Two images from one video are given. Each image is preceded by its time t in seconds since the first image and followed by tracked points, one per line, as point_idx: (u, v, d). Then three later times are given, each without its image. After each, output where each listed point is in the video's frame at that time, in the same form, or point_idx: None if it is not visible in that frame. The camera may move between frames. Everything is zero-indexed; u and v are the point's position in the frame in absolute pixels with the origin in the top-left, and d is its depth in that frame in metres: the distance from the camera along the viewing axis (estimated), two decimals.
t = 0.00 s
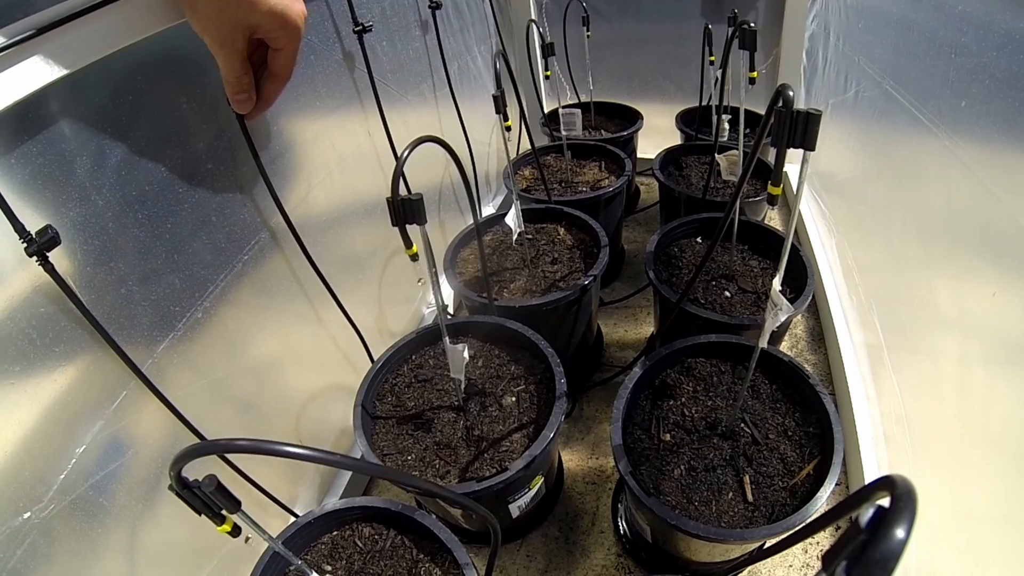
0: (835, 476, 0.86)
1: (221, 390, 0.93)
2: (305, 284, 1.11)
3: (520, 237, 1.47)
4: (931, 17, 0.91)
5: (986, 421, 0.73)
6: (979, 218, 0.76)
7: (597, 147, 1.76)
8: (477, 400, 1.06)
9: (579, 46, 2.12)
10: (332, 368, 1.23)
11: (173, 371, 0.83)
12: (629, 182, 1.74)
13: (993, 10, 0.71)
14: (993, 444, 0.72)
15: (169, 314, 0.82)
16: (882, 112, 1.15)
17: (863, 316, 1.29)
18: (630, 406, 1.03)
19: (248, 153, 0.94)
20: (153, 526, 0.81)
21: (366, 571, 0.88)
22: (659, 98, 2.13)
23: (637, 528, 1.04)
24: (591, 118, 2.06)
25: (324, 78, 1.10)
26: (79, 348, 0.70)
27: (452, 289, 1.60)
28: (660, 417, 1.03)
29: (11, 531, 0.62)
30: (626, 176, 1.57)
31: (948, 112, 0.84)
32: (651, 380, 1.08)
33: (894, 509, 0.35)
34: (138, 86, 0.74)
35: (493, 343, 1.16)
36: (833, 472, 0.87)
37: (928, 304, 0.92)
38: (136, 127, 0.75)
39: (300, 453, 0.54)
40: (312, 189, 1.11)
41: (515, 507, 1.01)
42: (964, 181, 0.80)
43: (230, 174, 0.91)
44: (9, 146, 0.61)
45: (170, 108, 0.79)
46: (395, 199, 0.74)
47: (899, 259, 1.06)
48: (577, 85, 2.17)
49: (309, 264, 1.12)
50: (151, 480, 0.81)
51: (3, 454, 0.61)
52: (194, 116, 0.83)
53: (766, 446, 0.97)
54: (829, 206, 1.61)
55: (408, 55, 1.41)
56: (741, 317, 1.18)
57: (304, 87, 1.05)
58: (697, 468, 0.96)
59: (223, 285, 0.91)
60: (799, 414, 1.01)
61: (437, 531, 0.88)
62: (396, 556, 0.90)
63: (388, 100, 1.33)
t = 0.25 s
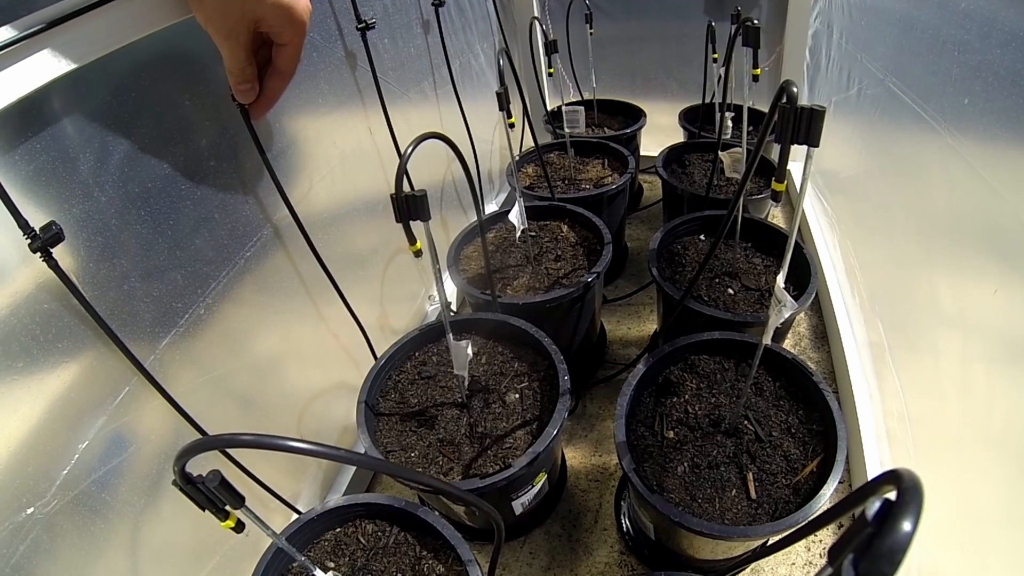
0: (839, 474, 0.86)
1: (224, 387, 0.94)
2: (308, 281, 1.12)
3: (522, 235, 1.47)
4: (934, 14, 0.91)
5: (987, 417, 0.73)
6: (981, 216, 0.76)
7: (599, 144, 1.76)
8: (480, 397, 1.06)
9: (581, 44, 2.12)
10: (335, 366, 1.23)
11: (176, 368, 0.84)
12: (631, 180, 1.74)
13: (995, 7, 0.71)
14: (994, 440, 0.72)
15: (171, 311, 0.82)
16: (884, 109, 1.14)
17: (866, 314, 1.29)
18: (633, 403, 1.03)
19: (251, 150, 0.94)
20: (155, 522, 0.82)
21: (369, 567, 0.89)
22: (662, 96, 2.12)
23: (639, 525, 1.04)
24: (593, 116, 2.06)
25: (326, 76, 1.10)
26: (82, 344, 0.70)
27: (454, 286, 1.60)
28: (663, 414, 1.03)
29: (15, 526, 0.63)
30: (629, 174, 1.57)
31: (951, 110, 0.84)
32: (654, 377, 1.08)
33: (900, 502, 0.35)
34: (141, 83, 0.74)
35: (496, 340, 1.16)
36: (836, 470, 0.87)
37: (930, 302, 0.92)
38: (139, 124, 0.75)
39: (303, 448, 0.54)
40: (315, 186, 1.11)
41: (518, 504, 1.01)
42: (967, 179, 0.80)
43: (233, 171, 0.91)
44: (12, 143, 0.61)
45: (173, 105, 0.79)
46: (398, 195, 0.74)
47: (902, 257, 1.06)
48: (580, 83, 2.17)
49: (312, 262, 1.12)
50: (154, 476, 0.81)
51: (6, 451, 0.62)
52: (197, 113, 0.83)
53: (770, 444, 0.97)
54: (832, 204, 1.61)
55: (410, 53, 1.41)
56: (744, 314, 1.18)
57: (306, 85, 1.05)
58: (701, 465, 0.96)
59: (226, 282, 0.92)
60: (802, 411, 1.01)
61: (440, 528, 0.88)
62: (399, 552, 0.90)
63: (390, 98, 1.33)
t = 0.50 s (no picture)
0: (837, 472, 0.86)
1: (224, 387, 0.93)
2: (307, 281, 1.11)
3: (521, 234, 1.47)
4: (932, 12, 0.91)
5: (985, 415, 0.74)
6: (979, 214, 0.76)
7: (598, 143, 1.76)
8: (479, 396, 1.06)
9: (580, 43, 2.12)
10: (335, 365, 1.23)
11: (175, 368, 0.83)
12: (630, 179, 1.74)
13: (993, 6, 0.71)
14: (992, 438, 0.72)
15: (171, 311, 0.82)
16: (882, 108, 1.15)
17: (864, 312, 1.29)
18: (633, 401, 1.03)
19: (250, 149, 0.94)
20: (155, 523, 0.81)
21: (369, 567, 0.89)
22: (661, 95, 2.12)
23: (639, 524, 1.04)
24: (592, 115, 2.06)
25: (325, 76, 1.10)
26: (81, 345, 0.70)
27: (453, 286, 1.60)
28: (662, 413, 1.03)
29: (14, 529, 0.63)
30: (628, 173, 1.57)
31: (949, 108, 0.84)
32: (653, 376, 1.08)
33: (899, 498, 0.35)
34: (139, 83, 0.74)
35: (496, 339, 1.16)
36: (835, 468, 0.87)
37: (928, 300, 0.93)
38: (138, 124, 0.75)
39: (303, 448, 0.54)
40: (315, 186, 1.11)
41: (518, 503, 1.01)
42: (965, 178, 0.80)
43: (232, 171, 0.91)
44: (9, 144, 0.60)
45: (172, 105, 0.79)
46: (398, 194, 0.74)
47: (900, 255, 1.06)
48: (579, 82, 2.17)
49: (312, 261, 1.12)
50: (154, 476, 0.81)
51: (5, 453, 0.62)
52: (196, 113, 0.83)
53: (769, 442, 0.97)
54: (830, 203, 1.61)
55: (410, 52, 1.40)
56: (743, 313, 1.18)
57: (306, 84, 1.05)
58: (700, 463, 0.96)
59: (225, 282, 0.91)
60: (801, 410, 1.01)
61: (440, 527, 0.88)
62: (398, 552, 0.90)
63: (390, 97, 1.33)
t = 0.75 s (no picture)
0: (839, 470, 0.86)
1: (226, 386, 0.93)
2: (310, 279, 1.12)
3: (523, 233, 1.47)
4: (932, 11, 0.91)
5: (985, 412, 0.74)
6: (980, 212, 0.76)
7: (599, 142, 1.76)
8: (482, 394, 1.07)
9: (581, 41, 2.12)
10: (337, 364, 1.23)
11: (178, 367, 0.84)
12: (631, 178, 1.74)
13: (993, 5, 0.71)
14: (993, 435, 0.72)
15: (173, 310, 0.82)
16: (882, 107, 1.15)
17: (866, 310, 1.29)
18: (635, 400, 1.03)
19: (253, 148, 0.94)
20: (158, 521, 0.82)
21: (372, 566, 0.89)
22: (662, 94, 2.12)
23: (641, 522, 1.04)
24: (593, 114, 2.06)
25: (328, 74, 1.10)
26: (83, 344, 0.70)
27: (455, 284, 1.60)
28: (664, 411, 1.03)
29: (17, 528, 0.63)
30: (629, 172, 1.57)
31: (948, 107, 0.84)
32: (655, 374, 1.08)
33: (904, 491, 0.35)
34: (141, 81, 0.74)
35: (498, 338, 1.17)
36: (837, 466, 0.87)
37: (929, 299, 0.93)
38: (140, 123, 0.75)
39: (307, 445, 0.54)
40: (317, 184, 1.11)
41: (520, 501, 1.01)
42: (964, 176, 0.80)
43: (235, 169, 0.91)
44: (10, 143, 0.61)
45: (174, 103, 0.79)
46: (401, 192, 0.74)
47: (900, 254, 1.07)
48: (580, 81, 2.17)
49: (315, 260, 1.12)
50: (157, 475, 0.81)
51: (8, 451, 0.62)
52: (199, 111, 0.83)
53: (771, 440, 0.97)
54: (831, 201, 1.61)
55: (412, 51, 1.40)
56: (745, 311, 1.18)
57: (309, 83, 1.05)
58: (702, 461, 0.96)
59: (228, 280, 0.92)
60: (803, 408, 1.01)
61: (443, 525, 0.89)
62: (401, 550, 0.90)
63: (392, 96, 1.33)
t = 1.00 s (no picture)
0: (843, 468, 0.86)
1: (230, 384, 0.94)
2: (314, 278, 1.12)
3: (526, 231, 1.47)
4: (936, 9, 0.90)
5: (989, 410, 0.74)
6: (984, 210, 0.76)
7: (602, 141, 1.76)
8: (486, 392, 1.07)
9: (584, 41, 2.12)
10: (341, 362, 1.24)
11: (182, 364, 0.84)
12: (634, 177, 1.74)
13: (998, 3, 0.71)
14: (997, 433, 0.72)
15: (178, 308, 0.82)
16: (886, 105, 1.15)
17: (869, 309, 1.29)
18: (639, 398, 1.03)
19: (257, 146, 0.94)
20: (162, 518, 0.82)
21: (376, 564, 0.89)
22: (665, 93, 2.12)
23: (644, 521, 1.04)
24: (596, 113, 2.06)
25: (332, 73, 1.11)
26: (87, 342, 0.70)
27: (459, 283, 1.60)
28: (668, 409, 1.03)
29: (20, 525, 0.63)
30: (632, 170, 1.57)
31: (953, 104, 0.84)
32: (659, 372, 1.08)
33: (915, 484, 0.35)
34: (145, 80, 0.74)
35: (501, 336, 1.17)
36: (841, 464, 0.87)
37: (933, 297, 0.92)
38: (144, 121, 0.75)
39: (313, 441, 0.54)
40: (322, 183, 1.11)
41: (524, 499, 1.01)
42: (968, 174, 0.80)
43: (238, 168, 0.91)
44: (13, 141, 0.61)
45: (178, 102, 0.79)
46: (406, 189, 0.74)
47: (904, 252, 1.06)
48: (583, 80, 2.17)
49: (319, 258, 1.12)
50: (161, 473, 0.81)
51: (12, 449, 0.62)
52: (203, 109, 0.83)
53: (775, 438, 0.97)
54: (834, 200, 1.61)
55: (415, 49, 1.41)
56: (749, 309, 1.18)
57: (313, 82, 1.05)
58: (706, 459, 0.96)
59: (233, 278, 0.92)
60: (807, 406, 1.01)
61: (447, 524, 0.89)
62: (405, 549, 0.90)
63: (395, 95, 1.33)
